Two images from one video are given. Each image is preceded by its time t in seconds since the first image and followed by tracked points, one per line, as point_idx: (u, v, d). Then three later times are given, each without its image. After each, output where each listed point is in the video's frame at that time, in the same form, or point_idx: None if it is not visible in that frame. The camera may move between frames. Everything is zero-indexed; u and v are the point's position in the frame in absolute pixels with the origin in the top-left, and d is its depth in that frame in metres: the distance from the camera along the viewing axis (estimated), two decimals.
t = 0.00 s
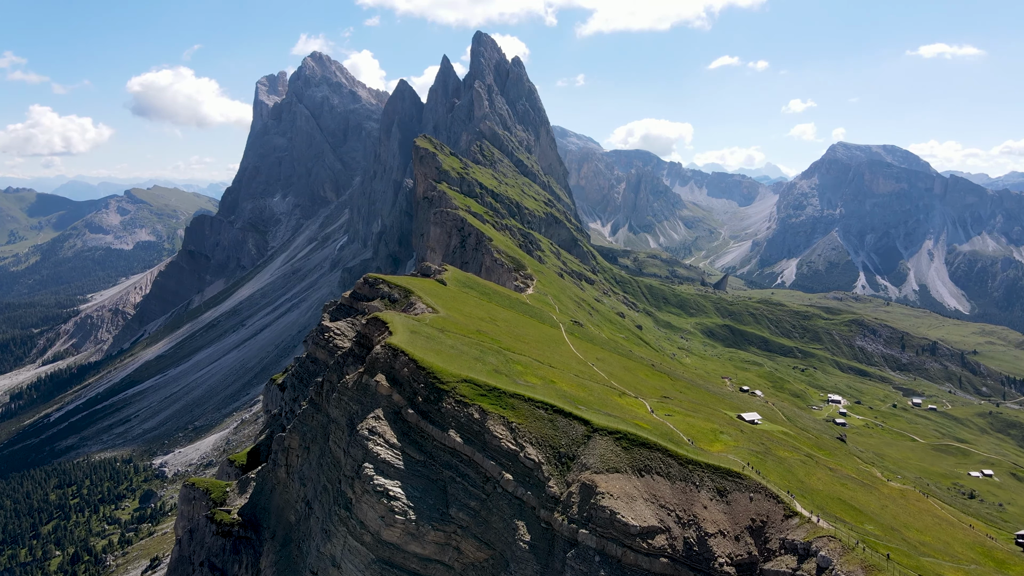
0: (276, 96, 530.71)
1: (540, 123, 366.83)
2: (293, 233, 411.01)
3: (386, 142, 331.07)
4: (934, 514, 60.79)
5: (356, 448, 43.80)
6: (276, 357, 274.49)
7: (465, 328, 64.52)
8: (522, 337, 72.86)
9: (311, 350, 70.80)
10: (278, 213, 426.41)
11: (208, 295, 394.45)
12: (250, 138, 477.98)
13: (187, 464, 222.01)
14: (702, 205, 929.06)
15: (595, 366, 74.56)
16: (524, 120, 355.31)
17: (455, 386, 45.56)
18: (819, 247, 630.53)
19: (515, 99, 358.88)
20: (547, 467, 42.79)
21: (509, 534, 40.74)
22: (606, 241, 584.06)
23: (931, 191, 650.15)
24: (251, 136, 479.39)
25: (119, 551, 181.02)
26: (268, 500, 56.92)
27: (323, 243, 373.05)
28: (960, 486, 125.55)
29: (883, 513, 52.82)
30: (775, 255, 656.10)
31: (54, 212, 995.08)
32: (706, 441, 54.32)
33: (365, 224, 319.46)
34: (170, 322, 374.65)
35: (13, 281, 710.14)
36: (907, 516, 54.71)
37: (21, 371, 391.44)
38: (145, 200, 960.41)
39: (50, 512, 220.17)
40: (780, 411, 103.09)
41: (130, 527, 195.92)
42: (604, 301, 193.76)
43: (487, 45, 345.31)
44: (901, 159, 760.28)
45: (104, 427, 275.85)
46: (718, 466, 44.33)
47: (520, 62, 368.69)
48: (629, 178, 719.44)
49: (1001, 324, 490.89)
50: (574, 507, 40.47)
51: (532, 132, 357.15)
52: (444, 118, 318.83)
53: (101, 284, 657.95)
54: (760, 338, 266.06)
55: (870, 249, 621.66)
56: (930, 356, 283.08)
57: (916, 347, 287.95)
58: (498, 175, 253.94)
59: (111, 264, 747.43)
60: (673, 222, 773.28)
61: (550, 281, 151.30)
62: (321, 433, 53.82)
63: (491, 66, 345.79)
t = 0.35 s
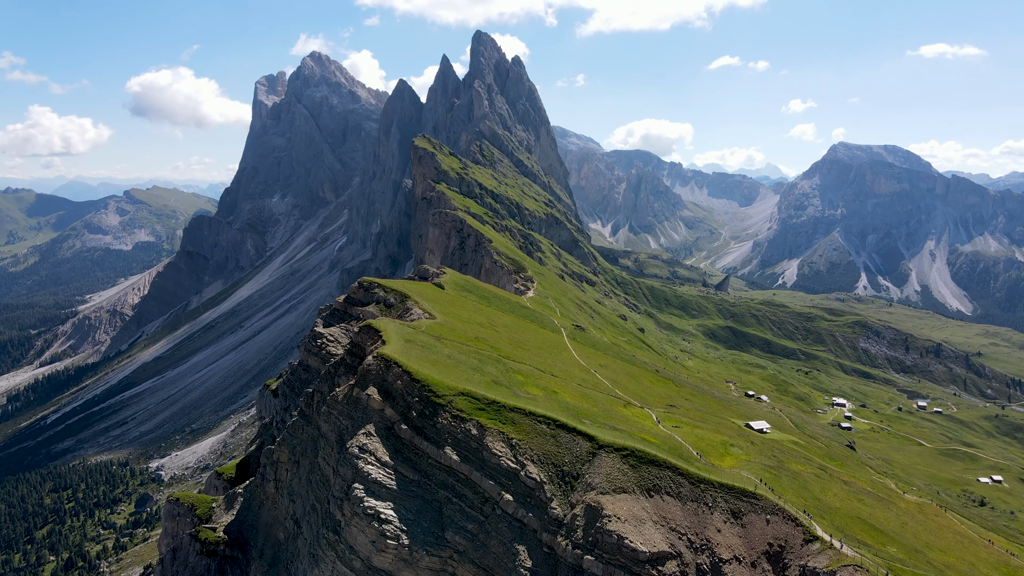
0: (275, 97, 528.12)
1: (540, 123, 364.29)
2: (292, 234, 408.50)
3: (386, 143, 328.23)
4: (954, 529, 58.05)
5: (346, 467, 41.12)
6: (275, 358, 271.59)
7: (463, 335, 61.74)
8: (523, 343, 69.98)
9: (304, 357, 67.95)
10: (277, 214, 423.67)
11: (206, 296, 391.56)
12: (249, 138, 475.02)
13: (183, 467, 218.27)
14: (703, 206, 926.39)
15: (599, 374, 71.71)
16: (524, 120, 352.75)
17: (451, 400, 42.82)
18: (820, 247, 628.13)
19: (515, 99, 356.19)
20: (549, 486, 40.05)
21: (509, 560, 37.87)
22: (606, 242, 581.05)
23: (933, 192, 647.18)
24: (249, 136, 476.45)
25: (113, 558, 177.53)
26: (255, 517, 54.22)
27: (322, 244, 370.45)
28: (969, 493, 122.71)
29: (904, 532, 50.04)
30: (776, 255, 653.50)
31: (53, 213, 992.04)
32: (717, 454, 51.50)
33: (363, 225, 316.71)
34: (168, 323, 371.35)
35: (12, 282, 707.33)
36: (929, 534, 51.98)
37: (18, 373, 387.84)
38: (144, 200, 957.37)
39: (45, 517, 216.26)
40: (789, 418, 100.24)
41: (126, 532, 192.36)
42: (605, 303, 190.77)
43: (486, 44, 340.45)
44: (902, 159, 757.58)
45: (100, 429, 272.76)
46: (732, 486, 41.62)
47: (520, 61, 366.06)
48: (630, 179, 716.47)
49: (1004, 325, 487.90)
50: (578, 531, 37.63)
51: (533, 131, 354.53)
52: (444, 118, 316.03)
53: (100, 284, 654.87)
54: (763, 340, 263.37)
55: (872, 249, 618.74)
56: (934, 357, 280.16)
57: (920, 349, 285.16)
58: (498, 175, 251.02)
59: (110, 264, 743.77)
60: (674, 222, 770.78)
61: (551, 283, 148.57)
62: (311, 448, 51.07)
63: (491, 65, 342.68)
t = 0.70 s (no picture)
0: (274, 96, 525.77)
1: (541, 123, 361.65)
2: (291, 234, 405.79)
3: (385, 143, 325.41)
4: (976, 547, 55.37)
5: (334, 487, 38.42)
6: (272, 360, 268.44)
7: (460, 342, 58.90)
8: (523, 351, 67.24)
9: (295, 365, 65.24)
10: (275, 214, 421.05)
11: (204, 297, 388.53)
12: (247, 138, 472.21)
13: (180, 470, 214.41)
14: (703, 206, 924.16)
15: (603, 382, 68.89)
16: (524, 120, 350.16)
17: (447, 415, 40.08)
18: (821, 247, 625.57)
19: (515, 98, 353.46)
20: (552, 509, 37.23)
21: None
22: (607, 242, 578.22)
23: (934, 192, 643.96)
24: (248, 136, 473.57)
25: (107, 563, 173.66)
26: (242, 534, 51.59)
27: (321, 244, 367.70)
28: (979, 500, 119.91)
29: (926, 552, 47.37)
30: (777, 256, 651.01)
31: (52, 213, 989.14)
32: (728, 470, 48.76)
33: (362, 226, 313.86)
34: (166, 325, 368.24)
35: (10, 282, 704.38)
36: (952, 555, 49.18)
37: (15, 374, 384.29)
38: (144, 200, 954.76)
39: (39, 521, 212.42)
40: (796, 426, 97.46)
41: (120, 537, 188.39)
42: (606, 305, 187.96)
43: (485, 42, 335.16)
44: (903, 159, 754.78)
45: (97, 432, 269.57)
46: (748, 507, 38.90)
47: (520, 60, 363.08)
48: (630, 179, 713.93)
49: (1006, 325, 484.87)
50: (583, 559, 34.77)
51: (532, 131, 351.83)
52: (443, 117, 313.29)
53: (98, 285, 651.85)
54: (765, 342, 260.57)
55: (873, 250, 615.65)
56: (938, 359, 277.23)
57: (924, 350, 282.26)
58: (498, 175, 248.04)
59: (109, 265, 740.90)
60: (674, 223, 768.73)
61: (552, 285, 145.79)
62: (299, 462, 48.34)
63: (491, 64, 339.41)
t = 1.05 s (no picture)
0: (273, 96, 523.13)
1: (540, 122, 359.08)
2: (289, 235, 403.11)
3: (384, 143, 322.70)
4: (999, 565, 52.63)
5: (319, 510, 35.67)
6: (270, 361, 265.28)
7: (457, 350, 56.11)
8: (523, 358, 64.44)
9: (284, 373, 62.42)
10: (274, 215, 418.30)
11: (202, 298, 385.46)
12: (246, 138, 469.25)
13: (176, 474, 210.57)
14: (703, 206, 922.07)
15: (606, 391, 66.07)
16: (524, 119, 347.73)
17: (442, 432, 37.31)
18: (822, 248, 623.18)
19: (514, 98, 350.78)
20: (554, 533, 34.39)
21: None
22: (608, 243, 575.76)
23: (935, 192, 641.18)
24: (246, 136, 470.33)
25: (100, 570, 169.72)
26: (226, 553, 49.05)
27: (319, 245, 365.12)
28: (989, 506, 117.22)
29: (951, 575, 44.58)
30: (778, 256, 648.81)
31: (51, 214, 986.05)
32: (741, 487, 45.92)
33: (361, 226, 311.13)
34: (163, 326, 364.90)
35: (8, 282, 701.09)
36: None
37: (11, 375, 380.96)
38: (142, 200, 951.81)
39: (34, 525, 208.29)
40: (803, 433, 94.68)
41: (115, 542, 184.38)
42: (607, 307, 185.19)
43: (485, 42, 333.10)
44: (904, 159, 752.50)
45: (93, 434, 266.14)
46: (764, 532, 36.19)
47: (519, 59, 360.40)
48: (630, 179, 711.29)
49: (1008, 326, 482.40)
50: None
51: (532, 131, 349.28)
52: (442, 117, 310.36)
53: (96, 286, 648.55)
54: (767, 343, 257.99)
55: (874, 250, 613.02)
56: (942, 361, 274.81)
57: (928, 352, 279.72)
58: (497, 175, 245.31)
59: (107, 265, 737.86)
60: (675, 223, 766.60)
61: (552, 287, 143.13)
62: (286, 478, 45.62)
63: (491, 63, 336.52)
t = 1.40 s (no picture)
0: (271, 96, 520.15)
1: (540, 122, 356.44)
2: (288, 236, 400.32)
3: (382, 143, 320.01)
4: None
5: (302, 537, 32.91)
6: (267, 363, 261.85)
7: (453, 358, 53.30)
8: (523, 366, 61.70)
9: (273, 383, 59.65)
10: (272, 215, 415.48)
11: (200, 299, 382.14)
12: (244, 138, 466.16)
13: (172, 477, 206.38)
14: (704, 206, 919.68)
15: (610, 400, 63.25)
16: (524, 118, 345.04)
17: (436, 452, 34.57)
18: (823, 248, 620.29)
19: (514, 97, 348.13)
20: (557, 564, 31.43)
21: None
22: (608, 243, 573.10)
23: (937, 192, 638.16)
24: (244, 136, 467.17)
25: None
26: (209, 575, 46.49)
27: (318, 246, 362.23)
28: (1000, 514, 114.37)
29: None
30: (779, 256, 646.31)
31: (49, 214, 983.19)
32: (754, 505, 43.15)
33: (360, 226, 308.11)
34: (161, 327, 361.54)
35: (6, 283, 697.69)
36: None
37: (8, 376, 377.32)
38: (141, 200, 948.54)
39: (27, 530, 202.75)
40: (812, 441, 91.78)
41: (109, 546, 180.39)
42: (608, 309, 182.41)
43: (484, 41, 330.33)
44: (905, 159, 749.93)
45: (89, 437, 262.02)
46: (786, 562, 33.23)
47: (519, 58, 357.61)
48: (630, 179, 708.52)
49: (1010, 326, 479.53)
50: None
51: (532, 130, 346.66)
52: (441, 116, 307.29)
53: (95, 286, 645.40)
54: (770, 345, 255.31)
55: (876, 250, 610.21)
56: (946, 363, 272.24)
57: (932, 353, 277.18)
58: (497, 175, 242.68)
59: (105, 266, 734.53)
60: (675, 223, 764.18)
61: (553, 289, 140.37)
62: (272, 497, 42.89)
63: (490, 63, 333.49)
